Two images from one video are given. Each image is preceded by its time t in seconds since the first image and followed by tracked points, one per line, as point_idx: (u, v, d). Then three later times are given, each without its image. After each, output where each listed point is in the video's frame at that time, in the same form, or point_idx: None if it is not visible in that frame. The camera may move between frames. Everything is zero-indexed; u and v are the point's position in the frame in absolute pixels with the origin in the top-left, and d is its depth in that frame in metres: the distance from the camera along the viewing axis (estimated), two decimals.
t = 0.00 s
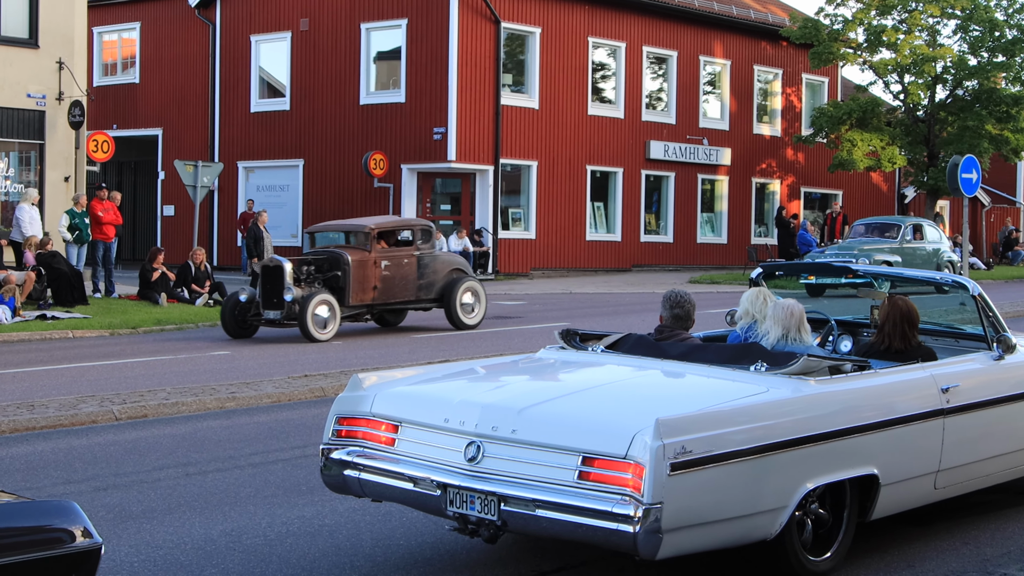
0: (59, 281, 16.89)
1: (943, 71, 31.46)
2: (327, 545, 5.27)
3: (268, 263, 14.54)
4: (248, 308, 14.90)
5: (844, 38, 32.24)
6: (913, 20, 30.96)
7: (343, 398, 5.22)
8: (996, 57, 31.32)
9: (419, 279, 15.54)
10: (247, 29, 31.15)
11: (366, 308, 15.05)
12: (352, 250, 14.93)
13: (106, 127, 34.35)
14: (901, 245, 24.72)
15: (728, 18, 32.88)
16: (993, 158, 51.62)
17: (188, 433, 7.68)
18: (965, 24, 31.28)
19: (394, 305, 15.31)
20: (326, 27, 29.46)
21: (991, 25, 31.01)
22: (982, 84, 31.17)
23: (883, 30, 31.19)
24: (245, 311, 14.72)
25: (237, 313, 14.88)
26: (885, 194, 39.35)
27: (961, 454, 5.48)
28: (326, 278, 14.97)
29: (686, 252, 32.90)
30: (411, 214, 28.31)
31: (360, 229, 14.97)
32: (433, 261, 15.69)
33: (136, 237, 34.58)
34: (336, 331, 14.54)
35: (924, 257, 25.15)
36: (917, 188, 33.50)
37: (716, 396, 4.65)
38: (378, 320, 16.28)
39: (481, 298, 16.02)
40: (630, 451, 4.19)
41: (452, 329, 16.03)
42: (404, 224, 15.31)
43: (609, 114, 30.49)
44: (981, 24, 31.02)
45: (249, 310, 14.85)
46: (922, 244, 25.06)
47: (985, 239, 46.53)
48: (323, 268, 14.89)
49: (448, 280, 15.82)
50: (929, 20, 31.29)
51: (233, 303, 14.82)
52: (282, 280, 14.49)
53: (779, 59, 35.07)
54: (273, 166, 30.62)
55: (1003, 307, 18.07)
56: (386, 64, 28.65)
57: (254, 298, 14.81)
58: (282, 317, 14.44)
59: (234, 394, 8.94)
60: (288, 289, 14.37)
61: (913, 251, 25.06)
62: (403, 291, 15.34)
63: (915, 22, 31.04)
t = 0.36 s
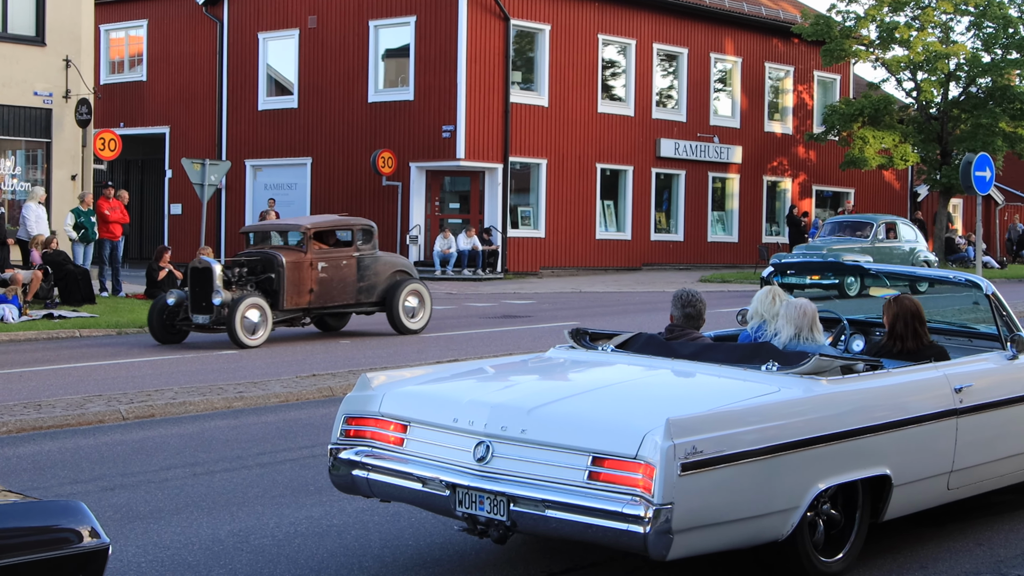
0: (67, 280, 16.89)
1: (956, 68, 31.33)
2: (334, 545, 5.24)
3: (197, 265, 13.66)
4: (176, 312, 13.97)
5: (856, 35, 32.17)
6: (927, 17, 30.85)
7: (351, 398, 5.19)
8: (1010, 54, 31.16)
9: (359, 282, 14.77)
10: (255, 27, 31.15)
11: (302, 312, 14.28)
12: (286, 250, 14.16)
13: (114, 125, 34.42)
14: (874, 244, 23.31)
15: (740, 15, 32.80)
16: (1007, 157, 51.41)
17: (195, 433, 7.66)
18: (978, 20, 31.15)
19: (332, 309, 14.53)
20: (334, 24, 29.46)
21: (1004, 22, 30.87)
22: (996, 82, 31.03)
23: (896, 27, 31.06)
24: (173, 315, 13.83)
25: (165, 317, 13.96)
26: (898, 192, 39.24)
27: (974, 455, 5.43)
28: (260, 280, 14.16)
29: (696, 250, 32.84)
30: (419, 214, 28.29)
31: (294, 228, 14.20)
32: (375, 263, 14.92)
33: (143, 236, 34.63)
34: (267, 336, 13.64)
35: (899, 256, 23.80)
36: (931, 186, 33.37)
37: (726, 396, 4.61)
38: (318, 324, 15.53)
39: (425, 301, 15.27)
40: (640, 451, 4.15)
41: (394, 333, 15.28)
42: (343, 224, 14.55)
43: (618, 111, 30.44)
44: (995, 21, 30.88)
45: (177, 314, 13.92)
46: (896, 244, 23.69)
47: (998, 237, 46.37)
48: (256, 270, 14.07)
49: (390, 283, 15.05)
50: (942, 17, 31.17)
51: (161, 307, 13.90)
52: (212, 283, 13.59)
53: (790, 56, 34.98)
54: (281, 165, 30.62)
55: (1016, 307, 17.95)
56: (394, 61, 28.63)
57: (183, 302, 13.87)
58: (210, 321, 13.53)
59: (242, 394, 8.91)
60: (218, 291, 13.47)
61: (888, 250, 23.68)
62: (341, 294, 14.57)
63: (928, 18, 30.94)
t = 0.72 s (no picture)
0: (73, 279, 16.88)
1: (965, 66, 31.26)
2: (342, 544, 5.24)
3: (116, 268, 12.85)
4: (97, 315, 13.17)
5: (865, 34, 32.15)
6: (936, 15, 30.79)
7: (358, 397, 5.18)
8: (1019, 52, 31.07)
9: (292, 284, 13.95)
10: (262, 25, 31.14)
11: (230, 316, 13.45)
12: (213, 252, 13.33)
13: (120, 124, 34.47)
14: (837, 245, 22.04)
15: (749, 13, 32.76)
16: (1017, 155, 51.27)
17: (203, 432, 7.65)
18: (988, 19, 31.08)
19: (262, 313, 13.72)
20: (341, 22, 29.45)
21: (1014, 20, 30.78)
22: (1006, 80, 30.94)
23: (905, 25, 30.99)
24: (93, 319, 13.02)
25: (85, 321, 13.14)
26: (908, 191, 39.15)
27: (983, 455, 5.41)
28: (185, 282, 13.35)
29: (703, 248, 32.83)
30: (426, 213, 28.31)
31: (222, 228, 13.37)
32: (308, 264, 14.12)
33: (150, 236, 34.72)
34: (189, 342, 12.83)
35: (867, 258, 22.56)
36: (940, 185, 32.90)
37: (733, 394, 4.60)
38: (252, 329, 14.71)
39: (362, 305, 14.48)
40: (648, 450, 4.13)
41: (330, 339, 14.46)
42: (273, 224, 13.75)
43: (626, 110, 30.42)
44: (1004, 19, 30.80)
45: (98, 318, 13.11)
46: (863, 244, 22.42)
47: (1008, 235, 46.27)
48: (181, 273, 13.26)
49: (325, 287, 14.26)
50: (951, 15, 31.11)
51: (80, 311, 13.08)
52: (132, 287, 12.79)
53: (799, 54, 34.94)
54: (288, 164, 30.63)
55: None
56: (401, 59, 28.61)
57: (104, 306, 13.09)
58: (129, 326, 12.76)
59: (249, 393, 8.90)
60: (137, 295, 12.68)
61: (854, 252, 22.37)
62: (272, 298, 13.75)
63: (938, 16, 30.86)
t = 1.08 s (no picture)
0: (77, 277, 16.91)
1: (970, 65, 31.21)
2: (346, 543, 5.24)
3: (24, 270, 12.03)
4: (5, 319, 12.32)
5: (869, 32, 32.14)
6: (940, 13, 30.74)
7: (362, 395, 5.18)
8: None
9: (213, 287, 13.19)
10: (265, 24, 31.17)
11: (147, 321, 12.68)
12: (128, 253, 12.53)
13: (125, 123, 34.54)
14: (793, 245, 20.86)
15: (753, 11, 32.72)
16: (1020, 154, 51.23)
17: (207, 431, 7.65)
18: (992, 17, 31.02)
19: (181, 318, 12.95)
20: (345, 21, 29.49)
21: (1018, 19, 30.73)
22: (1010, 78, 30.90)
23: (910, 23, 30.96)
24: None
25: None
26: (912, 190, 39.12)
27: (988, 453, 5.40)
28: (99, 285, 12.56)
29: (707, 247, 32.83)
30: (431, 212, 28.34)
31: (137, 228, 12.55)
32: (231, 266, 13.36)
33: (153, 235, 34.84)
34: (99, 350, 12.11)
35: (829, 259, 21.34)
36: (945, 184, 33.12)
37: (738, 394, 4.59)
38: (177, 333, 13.95)
39: (290, 310, 13.76)
40: (652, 449, 4.13)
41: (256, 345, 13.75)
42: (193, 223, 12.94)
43: (630, 109, 30.42)
44: (1009, 17, 30.73)
45: (5, 321, 12.27)
46: (819, 243, 21.15)
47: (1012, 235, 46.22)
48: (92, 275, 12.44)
49: (250, 289, 13.53)
50: (956, 14, 31.04)
51: None
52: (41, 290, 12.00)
53: (804, 53, 34.92)
54: (292, 162, 30.67)
55: None
56: (405, 58, 28.62)
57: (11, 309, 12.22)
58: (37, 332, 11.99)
59: (253, 391, 8.90)
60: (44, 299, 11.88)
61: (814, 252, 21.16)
62: (193, 302, 12.99)
63: (942, 15, 30.82)
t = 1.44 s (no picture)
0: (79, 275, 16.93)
1: (973, 64, 31.15)
2: (349, 542, 5.23)
3: None
4: None
5: (872, 31, 32.12)
6: (944, 12, 30.69)
7: (366, 394, 5.17)
8: None
9: (126, 290, 12.24)
10: (268, 23, 31.19)
11: (53, 326, 11.69)
12: (31, 253, 11.48)
13: (128, 122, 34.55)
14: (743, 246, 19.85)
15: (756, 10, 32.71)
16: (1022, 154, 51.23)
17: (209, 429, 7.65)
18: (995, 16, 30.99)
19: (91, 323, 11.97)
20: (347, 19, 29.50)
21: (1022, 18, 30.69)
22: (1013, 77, 30.86)
23: (913, 23, 30.94)
24: None
25: None
26: (914, 189, 39.13)
27: (992, 452, 5.39)
28: None
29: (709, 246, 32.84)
30: (433, 211, 28.37)
31: (40, 227, 11.52)
32: (146, 268, 12.44)
33: (156, 234, 34.94)
34: None
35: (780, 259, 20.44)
36: (948, 183, 33.06)
37: (742, 392, 4.59)
38: (90, 337, 13.07)
39: (210, 314, 12.95)
40: (656, 448, 4.12)
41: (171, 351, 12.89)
42: (103, 222, 11.96)
43: (633, 108, 30.42)
44: (1012, 17, 30.69)
45: None
46: (772, 244, 20.30)
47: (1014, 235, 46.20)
48: None
49: (166, 291, 12.63)
50: (959, 12, 30.97)
51: None
52: None
53: (806, 52, 34.93)
54: (294, 161, 30.69)
55: None
56: (408, 57, 28.63)
57: None
58: None
59: (256, 390, 8.89)
60: None
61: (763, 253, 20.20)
62: (102, 306, 12.02)
63: (945, 14, 30.76)
